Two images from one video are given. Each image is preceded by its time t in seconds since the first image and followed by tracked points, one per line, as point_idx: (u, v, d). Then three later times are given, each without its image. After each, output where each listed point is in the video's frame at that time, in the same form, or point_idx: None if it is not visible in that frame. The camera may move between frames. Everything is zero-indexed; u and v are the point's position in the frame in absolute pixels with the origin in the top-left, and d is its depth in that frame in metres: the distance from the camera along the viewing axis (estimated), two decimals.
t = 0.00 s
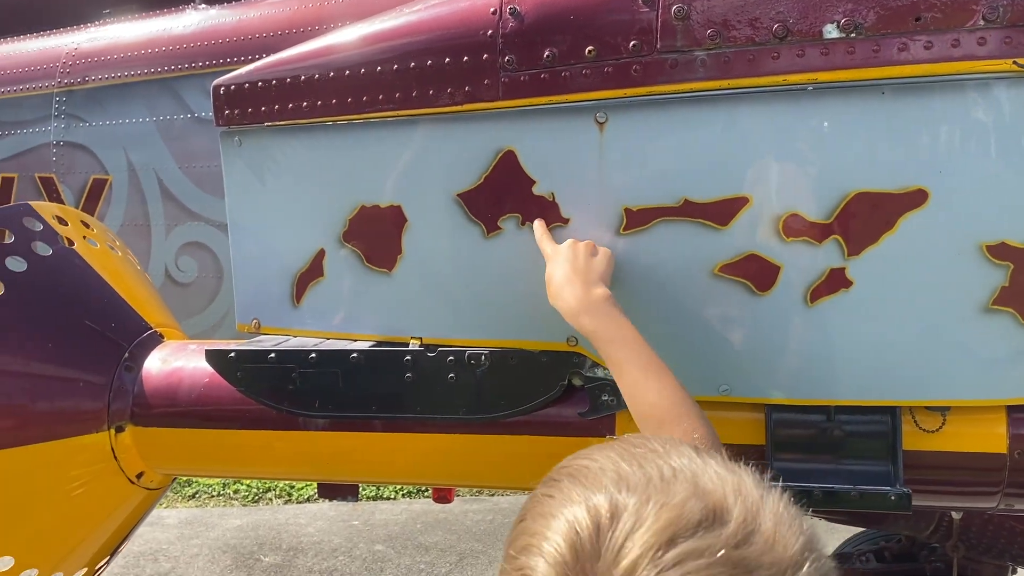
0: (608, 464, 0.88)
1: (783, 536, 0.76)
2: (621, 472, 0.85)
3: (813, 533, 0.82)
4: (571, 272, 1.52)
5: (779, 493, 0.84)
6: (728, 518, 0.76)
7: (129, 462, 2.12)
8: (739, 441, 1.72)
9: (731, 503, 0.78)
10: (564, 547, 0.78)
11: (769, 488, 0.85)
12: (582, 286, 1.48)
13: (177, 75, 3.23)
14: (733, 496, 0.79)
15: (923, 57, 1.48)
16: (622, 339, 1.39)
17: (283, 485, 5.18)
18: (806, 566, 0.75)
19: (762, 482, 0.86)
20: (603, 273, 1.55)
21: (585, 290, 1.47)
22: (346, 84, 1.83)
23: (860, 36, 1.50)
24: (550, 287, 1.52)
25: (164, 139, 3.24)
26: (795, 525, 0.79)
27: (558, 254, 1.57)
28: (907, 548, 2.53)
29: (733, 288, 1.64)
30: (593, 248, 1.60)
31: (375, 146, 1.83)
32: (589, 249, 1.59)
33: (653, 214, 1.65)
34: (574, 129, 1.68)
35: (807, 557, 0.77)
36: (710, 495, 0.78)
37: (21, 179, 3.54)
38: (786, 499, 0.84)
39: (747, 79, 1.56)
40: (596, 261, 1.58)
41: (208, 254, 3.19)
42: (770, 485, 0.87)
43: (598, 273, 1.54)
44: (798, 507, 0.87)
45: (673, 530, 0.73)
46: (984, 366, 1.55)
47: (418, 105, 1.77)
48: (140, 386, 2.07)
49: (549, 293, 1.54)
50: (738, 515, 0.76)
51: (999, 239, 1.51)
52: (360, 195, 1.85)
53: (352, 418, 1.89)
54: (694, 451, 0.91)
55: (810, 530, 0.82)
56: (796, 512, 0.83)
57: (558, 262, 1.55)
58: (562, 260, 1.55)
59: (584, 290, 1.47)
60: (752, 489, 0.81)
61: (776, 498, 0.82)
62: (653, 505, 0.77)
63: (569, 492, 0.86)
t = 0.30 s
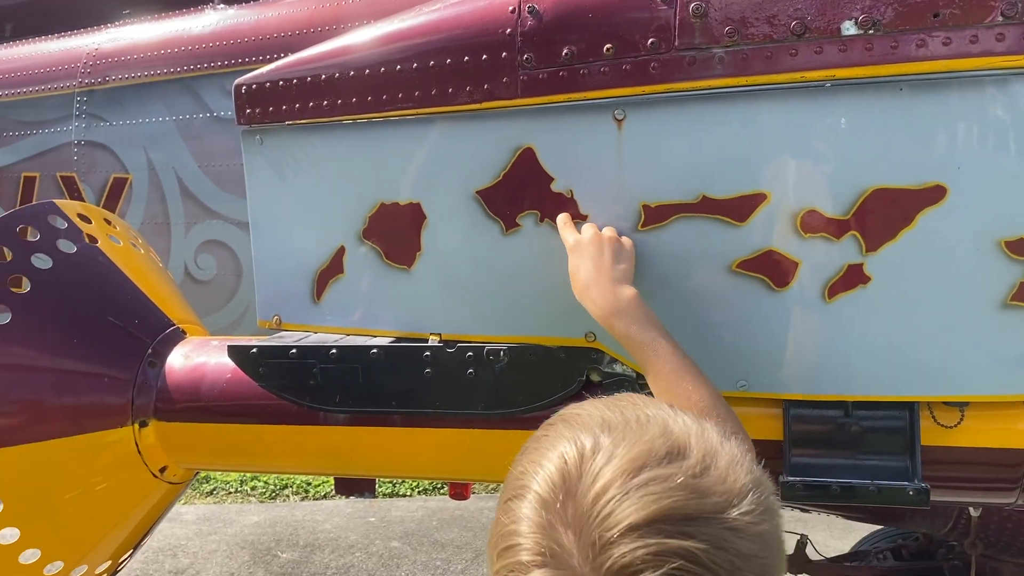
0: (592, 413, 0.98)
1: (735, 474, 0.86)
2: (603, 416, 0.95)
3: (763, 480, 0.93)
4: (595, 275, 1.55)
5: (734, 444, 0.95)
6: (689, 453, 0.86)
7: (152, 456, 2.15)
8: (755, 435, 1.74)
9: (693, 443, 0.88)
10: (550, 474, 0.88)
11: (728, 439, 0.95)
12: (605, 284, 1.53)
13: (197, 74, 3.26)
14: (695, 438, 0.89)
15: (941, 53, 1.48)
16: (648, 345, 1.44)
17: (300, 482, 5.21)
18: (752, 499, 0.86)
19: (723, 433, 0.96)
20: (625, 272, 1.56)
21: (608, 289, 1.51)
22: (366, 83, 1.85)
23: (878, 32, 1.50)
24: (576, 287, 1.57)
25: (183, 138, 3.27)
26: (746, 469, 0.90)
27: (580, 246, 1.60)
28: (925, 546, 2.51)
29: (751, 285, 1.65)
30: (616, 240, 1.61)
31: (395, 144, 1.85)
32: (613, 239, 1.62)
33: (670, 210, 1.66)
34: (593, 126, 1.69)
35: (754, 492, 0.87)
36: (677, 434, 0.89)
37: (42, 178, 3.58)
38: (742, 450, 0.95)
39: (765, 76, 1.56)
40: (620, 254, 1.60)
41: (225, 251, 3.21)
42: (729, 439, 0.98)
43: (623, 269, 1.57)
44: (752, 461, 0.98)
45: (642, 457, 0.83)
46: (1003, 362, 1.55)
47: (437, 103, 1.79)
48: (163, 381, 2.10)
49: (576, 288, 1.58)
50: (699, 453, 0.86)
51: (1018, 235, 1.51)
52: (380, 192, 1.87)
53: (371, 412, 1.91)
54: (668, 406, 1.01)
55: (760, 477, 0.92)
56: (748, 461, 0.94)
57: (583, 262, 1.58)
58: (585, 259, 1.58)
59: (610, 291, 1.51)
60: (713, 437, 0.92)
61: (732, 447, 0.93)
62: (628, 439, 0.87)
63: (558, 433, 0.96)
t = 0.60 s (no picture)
0: (517, 379, 1.05)
1: (637, 428, 0.93)
2: (524, 381, 1.02)
3: (668, 434, 1.00)
4: (611, 285, 1.55)
5: (641, 402, 1.01)
6: (597, 411, 0.93)
7: (170, 452, 2.17)
8: (766, 432, 1.75)
9: (601, 401, 0.95)
10: (472, 434, 0.95)
11: (637, 398, 1.02)
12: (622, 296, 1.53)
13: (210, 76, 3.29)
14: (604, 397, 0.96)
15: (951, 51, 1.49)
16: (664, 343, 1.47)
17: (312, 481, 5.24)
18: (653, 449, 0.93)
19: (634, 392, 1.03)
20: (639, 282, 1.57)
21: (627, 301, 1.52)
22: (380, 84, 1.88)
23: (888, 31, 1.51)
24: (592, 296, 1.56)
25: (196, 140, 3.30)
26: (649, 422, 0.97)
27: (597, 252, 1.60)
28: (937, 544, 2.51)
29: (762, 281, 1.66)
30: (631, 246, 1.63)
31: (408, 144, 1.87)
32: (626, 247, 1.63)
33: (681, 208, 1.68)
34: (605, 125, 1.71)
35: (656, 444, 0.94)
36: (586, 394, 0.96)
37: (58, 180, 3.61)
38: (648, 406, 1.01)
39: (775, 75, 1.58)
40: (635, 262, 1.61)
41: (238, 251, 3.23)
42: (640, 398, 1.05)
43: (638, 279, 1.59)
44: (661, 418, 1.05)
45: (553, 418, 0.90)
46: (1014, 357, 1.56)
47: (450, 103, 1.81)
48: (181, 379, 2.13)
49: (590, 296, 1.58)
50: (603, 410, 0.93)
51: None
52: (394, 191, 1.89)
53: (387, 410, 1.93)
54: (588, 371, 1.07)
55: (663, 430, 0.99)
56: (653, 415, 1.00)
57: (598, 271, 1.58)
58: (601, 267, 1.58)
59: (627, 302, 1.52)
60: (623, 396, 0.99)
61: (640, 404, 1.00)
62: (541, 400, 0.94)
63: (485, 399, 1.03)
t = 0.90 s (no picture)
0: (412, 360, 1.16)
1: (481, 408, 1.02)
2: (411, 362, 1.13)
3: (526, 419, 1.07)
4: (603, 286, 1.53)
5: (509, 388, 1.09)
6: (446, 392, 1.02)
7: (181, 454, 2.20)
8: (772, 429, 1.77)
9: (454, 383, 1.04)
10: (342, 409, 1.07)
11: (506, 385, 1.10)
12: (611, 296, 1.50)
13: (217, 80, 3.32)
14: (459, 380, 1.05)
15: (951, 51, 1.50)
16: (644, 351, 1.43)
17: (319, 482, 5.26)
18: (496, 426, 1.01)
19: (506, 380, 1.11)
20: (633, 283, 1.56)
21: (616, 303, 1.48)
22: (387, 88, 1.90)
23: (889, 32, 1.53)
24: (585, 295, 1.54)
25: (203, 143, 3.33)
26: (501, 405, 1.04)
27: (591, 252, 1.60)
28: (944, 540, 2.53)
29: (766, 280, 1.68)
30: (626, 249, 1.63)
31: (415, 147, 1.90)
32: (622, 249, 1.63)
33: (686, 209, 1.70)
34: (609, 127, 1.73)
35: (504, 422, 1.02)
36: (447, 377, 1.05)
37: (66, 185, 3.64)
38: (514, 393, 1.09)
39: (778, 76, 1.60)
40: (629, 264, 1.61)
41: (247, 254, 3.23)
42: (515, 387, 1.12)
43: (632, 281, 1.56)
44: (529, 405, 1.12)
45: (403, 398, 1.01)
46: (1016, 353, 1.57)
47: (456, 107, 1.83)
48: (192, 380, 2.15)
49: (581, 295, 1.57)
50: (453, 391, 1.02)
51: None
52: (401, 194, 1.92)
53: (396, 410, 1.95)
54: (471, 358, 1.16)
55: (520, 414, 1.06)
56: (516, 401, 1.08)
57: (593, 271, 1.57)
58: (596, 267, 1.57)
59: (616, 304, 1.49)
60: (482, 380, 1.07)
61: (503, 389, 1.08)
62: (404, 378, 1.05)
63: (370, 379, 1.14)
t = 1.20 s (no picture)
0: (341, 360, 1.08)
1: (334, 439, 0.89)
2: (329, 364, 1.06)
3: (400, 452, 0.92)
4: (600, 292, 1.49)
5: (395, 412, 0.95)
6: (308, 414, 0.92)
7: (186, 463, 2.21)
8: (776, 434, 1.77)
9: (324, 404, 0.94)
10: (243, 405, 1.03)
11: (398, 408, 0.96)
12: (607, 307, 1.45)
13: (216, 87, 3.32)
14: (333, 400, 0.94)
15: (950, 56, 1.51)
16: (634, 360, 1.35)
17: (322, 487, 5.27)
18: (344, 461, 0.88)
19: (401, 402, 0.97)
20: (631, 291, 1.53)
21: (610, 312, 1.43)
22: (387, 97, 1.91)
23: (887, 38, 1.54)
24: (580, 303, 1.50)
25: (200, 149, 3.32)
26: (363, 433, 0.91)
27: (591, 262, 1.59)
28: (946, 540, 2.54)
29: (767, 286, 1.68)
30: (626, 263, 1.60)
31: (416, 155, 1.90)
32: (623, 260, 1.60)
33: (687, 215, 1.70)
34: (609, 134, 1.74)
35: (358, 458, 0.89)
36: (324, 392, 0.95)
37: (66, 193, 3.65)
38: (398, 420, 0.94)
39: (777, 82, 1.61)
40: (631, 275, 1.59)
41: (247, 261, 3.23)
42: (414, 411, 0.97)
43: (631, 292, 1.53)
44: (424, 434, 0.96)
45: (268, 412, 0.93)
46: (1018, 356, 1.58)
47: (457, 115, 1.84)
48: (195, 391, 2.16)
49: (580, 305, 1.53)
50: (316, 412, 0.92)
51: None
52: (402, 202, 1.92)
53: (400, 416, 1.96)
54: (391, 373, 1.02)
55: (392, 445, 0.92)
56: (395, 430, 0.93)
57: (590, 278, 1.54)
58: (593, 275, 1.54)
59: (609, 311, 1.43)
60: (361, 403, 0.94)
61: (385, 416, 0.94)
62: (289, 387, 0.98)
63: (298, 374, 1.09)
